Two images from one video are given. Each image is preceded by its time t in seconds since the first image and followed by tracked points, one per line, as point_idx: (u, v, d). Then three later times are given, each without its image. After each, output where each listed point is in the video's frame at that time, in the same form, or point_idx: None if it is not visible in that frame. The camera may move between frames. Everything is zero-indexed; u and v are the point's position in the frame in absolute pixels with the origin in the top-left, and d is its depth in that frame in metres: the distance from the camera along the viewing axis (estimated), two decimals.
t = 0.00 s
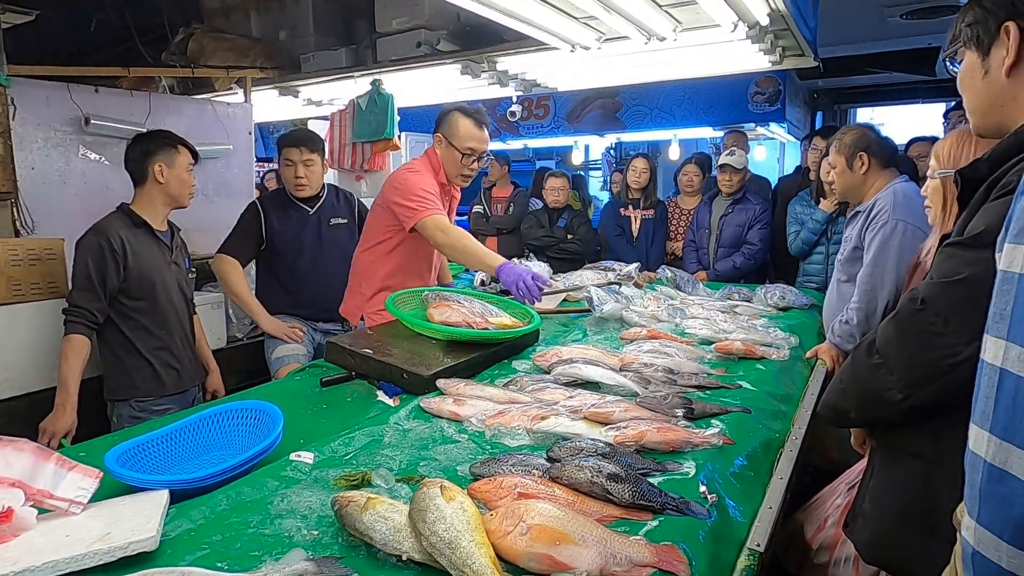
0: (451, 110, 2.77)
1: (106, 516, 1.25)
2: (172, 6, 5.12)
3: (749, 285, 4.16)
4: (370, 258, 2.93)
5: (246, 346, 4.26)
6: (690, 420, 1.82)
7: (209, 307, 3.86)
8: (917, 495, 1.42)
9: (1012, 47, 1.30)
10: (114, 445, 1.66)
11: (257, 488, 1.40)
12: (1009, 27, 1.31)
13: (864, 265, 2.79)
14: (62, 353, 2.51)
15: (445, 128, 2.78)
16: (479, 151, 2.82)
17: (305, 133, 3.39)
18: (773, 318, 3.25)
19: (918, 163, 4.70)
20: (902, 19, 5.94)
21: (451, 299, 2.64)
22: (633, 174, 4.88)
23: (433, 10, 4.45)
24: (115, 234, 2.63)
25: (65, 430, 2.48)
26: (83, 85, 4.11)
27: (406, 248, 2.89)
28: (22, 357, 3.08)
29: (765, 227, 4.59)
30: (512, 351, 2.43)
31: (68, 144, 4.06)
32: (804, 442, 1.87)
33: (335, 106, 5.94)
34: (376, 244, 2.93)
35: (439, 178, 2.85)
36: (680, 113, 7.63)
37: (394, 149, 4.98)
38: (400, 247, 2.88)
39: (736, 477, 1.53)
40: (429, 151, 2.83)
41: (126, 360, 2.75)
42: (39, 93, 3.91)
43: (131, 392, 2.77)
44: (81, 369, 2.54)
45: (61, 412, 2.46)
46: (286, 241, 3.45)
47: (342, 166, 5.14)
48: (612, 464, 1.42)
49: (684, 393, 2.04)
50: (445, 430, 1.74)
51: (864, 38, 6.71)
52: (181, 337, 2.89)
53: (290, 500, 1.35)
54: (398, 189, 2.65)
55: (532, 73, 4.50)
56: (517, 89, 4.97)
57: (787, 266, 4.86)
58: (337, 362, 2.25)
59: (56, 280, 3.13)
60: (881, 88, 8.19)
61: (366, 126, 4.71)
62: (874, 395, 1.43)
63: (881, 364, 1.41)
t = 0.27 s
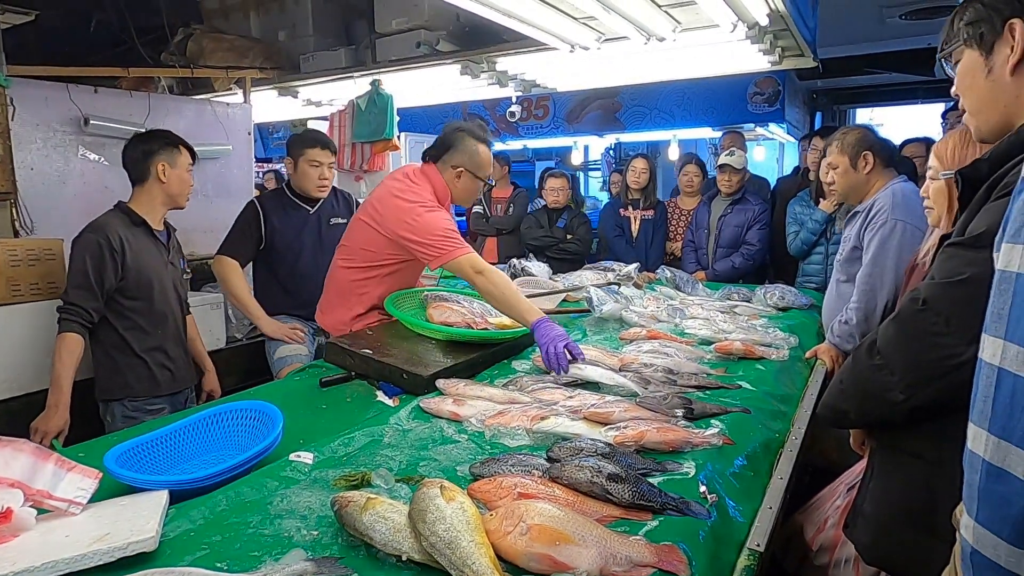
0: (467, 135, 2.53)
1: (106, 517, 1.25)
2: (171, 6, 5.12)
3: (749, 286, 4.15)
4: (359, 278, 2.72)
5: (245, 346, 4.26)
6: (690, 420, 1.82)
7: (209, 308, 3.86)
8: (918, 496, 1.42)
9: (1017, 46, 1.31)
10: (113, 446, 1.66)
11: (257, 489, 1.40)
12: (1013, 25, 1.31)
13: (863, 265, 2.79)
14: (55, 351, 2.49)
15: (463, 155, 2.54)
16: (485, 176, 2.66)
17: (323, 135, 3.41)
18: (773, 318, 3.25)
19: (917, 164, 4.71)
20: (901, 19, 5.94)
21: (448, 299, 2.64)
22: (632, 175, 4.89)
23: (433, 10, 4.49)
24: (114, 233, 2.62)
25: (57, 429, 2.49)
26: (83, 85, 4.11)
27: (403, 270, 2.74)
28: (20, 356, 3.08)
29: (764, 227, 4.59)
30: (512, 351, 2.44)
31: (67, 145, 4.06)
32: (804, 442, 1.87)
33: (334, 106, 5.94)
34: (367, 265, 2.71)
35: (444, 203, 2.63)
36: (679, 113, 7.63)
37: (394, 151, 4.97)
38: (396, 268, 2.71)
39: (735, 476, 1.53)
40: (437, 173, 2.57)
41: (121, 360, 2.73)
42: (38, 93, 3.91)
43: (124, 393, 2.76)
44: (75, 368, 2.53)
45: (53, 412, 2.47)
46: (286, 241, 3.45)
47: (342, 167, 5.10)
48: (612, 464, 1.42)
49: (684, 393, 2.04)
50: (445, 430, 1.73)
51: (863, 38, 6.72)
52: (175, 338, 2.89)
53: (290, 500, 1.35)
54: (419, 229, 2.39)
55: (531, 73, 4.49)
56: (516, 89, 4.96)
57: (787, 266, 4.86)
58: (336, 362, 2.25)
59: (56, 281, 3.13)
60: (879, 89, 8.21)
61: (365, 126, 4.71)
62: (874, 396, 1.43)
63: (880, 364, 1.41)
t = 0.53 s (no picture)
0: (470, 141, 2.53)
1: (107, 518, 1.25)
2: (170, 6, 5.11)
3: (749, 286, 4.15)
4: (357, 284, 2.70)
5: (245, 347, 4.25)
6: (690, 421, 1.82)
7: (208, 309, 3.85)
8: (920, 497, 1.42)
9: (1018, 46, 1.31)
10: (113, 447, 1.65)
11: (257, 490, 1.40)
12: (1015, 25, 1.32)
13: (863, 265, 2.79)
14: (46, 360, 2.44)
15: (467, 159, 2.55)
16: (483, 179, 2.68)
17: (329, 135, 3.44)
18: (773, 319, 3.25)
19: (916, 164, 4.71)
20: (901, 19, 5.95)
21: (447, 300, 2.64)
22: (632, 175, 4.90)
23: (432, 12, 4.49)
24: (104, 237, 2.60)
25: (56, 439, 2.46)
26: (82, 86, 4.11)
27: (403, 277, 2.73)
28: (18, 357, 3.08)
29: (764, 227, 4.59)
30: (513, 351, 2.44)
31: (66, 145, 4.06)
32: (805, 443, 1.87)
33: (333, 107, 5.93)
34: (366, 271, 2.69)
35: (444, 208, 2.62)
36: (679, 114, 7.63)
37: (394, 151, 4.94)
38: (394, 275, 2.70)
39: (736, 477, 1.53)
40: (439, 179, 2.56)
41: (110, 366, 2.72)
42: (37, 94, 3.91)
43: (115, 399, 2.75)
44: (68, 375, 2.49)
45: (50, 423, 2.44)
46: (286, 242, 3.45)
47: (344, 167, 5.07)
48: (613, 465, 1.41)
49: (684, 393, 2.04)
50: (446, 431, 1.73)
51: (862, 38, 6.72)
52: (163, 342, 2.89)
53: (290, 501, 1.35)
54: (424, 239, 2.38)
55: (531, 73, 4.49)
56: (516, 90, 4.96)
57: (787, 267, 4.86)
58: (336, 363, 2.25)
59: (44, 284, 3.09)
60: (877, 89, 8.23)
61: (365, 127, 4.71)
62: (876, 397, 1.43)
63: (882, 365, 1.41)
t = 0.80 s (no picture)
0: (457, 134, 2.52)
1: (109, 519, 1.24)
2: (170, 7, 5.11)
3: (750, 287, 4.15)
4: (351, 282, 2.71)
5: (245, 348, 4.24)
6: (691, 422, 1.82)
7: (208, 310, 3.85)
8: (925, 499, 1.42)
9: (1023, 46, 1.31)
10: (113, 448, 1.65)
11: (259, 491, 1.40)
12: (1018, 26, 1.32)
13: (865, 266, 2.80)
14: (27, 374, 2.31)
15: (455, 152, 2.54)
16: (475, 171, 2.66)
17: (323, 135, 3.47)
18: (773, 319, 3.25)
19: (916, 165, 4.71)
20: (900, 20, 5.95)
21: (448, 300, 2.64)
22: (633, 176, 4.91)
23: (431, 12, 4.49)
24: (83, 242, 2.47)
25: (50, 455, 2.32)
26: (82, 86, 4.10)
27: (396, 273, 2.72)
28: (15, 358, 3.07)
29: (764, 228, 4.59)
30: (514, 352, 2.44)
31: (66, 146, 4.06)
32: (807, 444, 1.87)
33: (333, 107, 5.93)
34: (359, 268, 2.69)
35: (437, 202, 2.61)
36: (678, 114, 7.63)
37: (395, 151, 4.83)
38: (386, 271, 2.70)
39: (738, 478, 1.53)
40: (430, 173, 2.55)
41: (90, 378, 2.57)
42: (36, 94, 3.91)
43: (95, 413, 2.61)
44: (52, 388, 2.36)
45: (45, 438, 2.32)
46: (287, 243, 3.45)
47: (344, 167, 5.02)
48: (615, 466, 1.41)
49: (686, 394, 2.04)
50: (447, 432, 1.73)
51: (861, 39, 6.73)
52: (145, 351, 2.75)
53: (292, 502, 1.35)
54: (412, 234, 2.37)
55: (531, 74, 4.48)
56: (515, 90, 4.96)
57: (787, 267, 4.86)
58: (337, 364, 2.24)
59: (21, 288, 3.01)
60: (877, 90, 8.25)
61: (365, 128, 4.68)
62: (879, 398, 1.43)
63: (885, 366, 1.41)
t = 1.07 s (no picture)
0: (427, 115, 2.61)
1: (109, 520, 1.24)
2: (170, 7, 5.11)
3: (750, 287, 4.15)
4: (347, 269, 2.83)
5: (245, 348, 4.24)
6: (691, 422, 1.82)
7: (208, 310, 3.85)
8: (925, 500, 1.42)
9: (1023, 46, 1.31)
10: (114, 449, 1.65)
11: (259, 492, 1.39)
12: (1019, 26, 1.32)
13: (869, 266, 2.80)
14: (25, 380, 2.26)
15: (424, 132, 2.63)
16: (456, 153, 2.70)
17: (317, 134, 3.41)
18: (773, 319, 3.25)
19: (916, 165, 4.71)
20: (900, 20, 5.96)
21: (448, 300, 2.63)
22: (633, 176, 4.92)
23: (431, 12, 4.50)
24: (78, 246, 2.46)
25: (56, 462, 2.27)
26: (81, 87, 4.10)
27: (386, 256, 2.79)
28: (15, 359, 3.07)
29: (763, 228, 4.59)
30: (515, 352, 2.44)
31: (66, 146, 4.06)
32: (807, 444, 1.87)
33: (333, 108, 5.93)
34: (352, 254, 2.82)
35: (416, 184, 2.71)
36: (678, 115, 7.64)
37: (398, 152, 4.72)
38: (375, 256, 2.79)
39: (739, 479, 1.53)
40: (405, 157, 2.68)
41: (81, 384, 2.55)
42: (35, 95, 3.91)
43: (89, 419, 2.59)
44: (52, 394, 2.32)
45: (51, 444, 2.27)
46: (287, 243, 3.45)
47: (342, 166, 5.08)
48: (615, 466, 1.41)
49: (686, 394, 2.04)
50: (447, 432, 1.73)
51: (861, 39, 6.74)
52: (133, 355, 2.75)
53: (292, 503, 1.35)
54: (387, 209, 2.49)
55: (530, 74, 4.48)
56: (515, 91, 4.95)
57: (787, 268, 4.86)
58: (336, 365, 2.23)
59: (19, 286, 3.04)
60: (877, 90, 8.26)
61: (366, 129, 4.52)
62: (879, 398, 1.43)
63: (886, 366, 1.41)
